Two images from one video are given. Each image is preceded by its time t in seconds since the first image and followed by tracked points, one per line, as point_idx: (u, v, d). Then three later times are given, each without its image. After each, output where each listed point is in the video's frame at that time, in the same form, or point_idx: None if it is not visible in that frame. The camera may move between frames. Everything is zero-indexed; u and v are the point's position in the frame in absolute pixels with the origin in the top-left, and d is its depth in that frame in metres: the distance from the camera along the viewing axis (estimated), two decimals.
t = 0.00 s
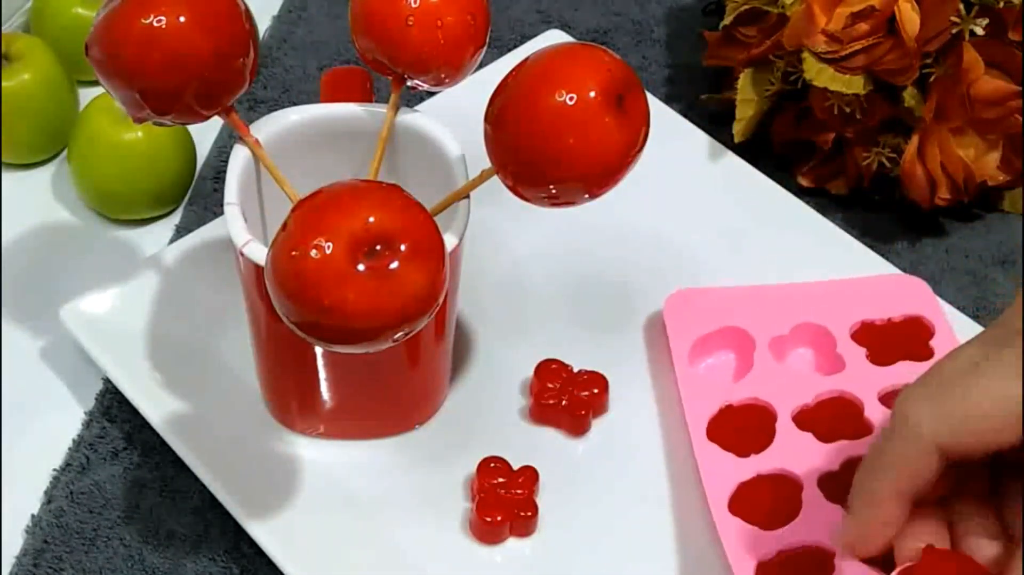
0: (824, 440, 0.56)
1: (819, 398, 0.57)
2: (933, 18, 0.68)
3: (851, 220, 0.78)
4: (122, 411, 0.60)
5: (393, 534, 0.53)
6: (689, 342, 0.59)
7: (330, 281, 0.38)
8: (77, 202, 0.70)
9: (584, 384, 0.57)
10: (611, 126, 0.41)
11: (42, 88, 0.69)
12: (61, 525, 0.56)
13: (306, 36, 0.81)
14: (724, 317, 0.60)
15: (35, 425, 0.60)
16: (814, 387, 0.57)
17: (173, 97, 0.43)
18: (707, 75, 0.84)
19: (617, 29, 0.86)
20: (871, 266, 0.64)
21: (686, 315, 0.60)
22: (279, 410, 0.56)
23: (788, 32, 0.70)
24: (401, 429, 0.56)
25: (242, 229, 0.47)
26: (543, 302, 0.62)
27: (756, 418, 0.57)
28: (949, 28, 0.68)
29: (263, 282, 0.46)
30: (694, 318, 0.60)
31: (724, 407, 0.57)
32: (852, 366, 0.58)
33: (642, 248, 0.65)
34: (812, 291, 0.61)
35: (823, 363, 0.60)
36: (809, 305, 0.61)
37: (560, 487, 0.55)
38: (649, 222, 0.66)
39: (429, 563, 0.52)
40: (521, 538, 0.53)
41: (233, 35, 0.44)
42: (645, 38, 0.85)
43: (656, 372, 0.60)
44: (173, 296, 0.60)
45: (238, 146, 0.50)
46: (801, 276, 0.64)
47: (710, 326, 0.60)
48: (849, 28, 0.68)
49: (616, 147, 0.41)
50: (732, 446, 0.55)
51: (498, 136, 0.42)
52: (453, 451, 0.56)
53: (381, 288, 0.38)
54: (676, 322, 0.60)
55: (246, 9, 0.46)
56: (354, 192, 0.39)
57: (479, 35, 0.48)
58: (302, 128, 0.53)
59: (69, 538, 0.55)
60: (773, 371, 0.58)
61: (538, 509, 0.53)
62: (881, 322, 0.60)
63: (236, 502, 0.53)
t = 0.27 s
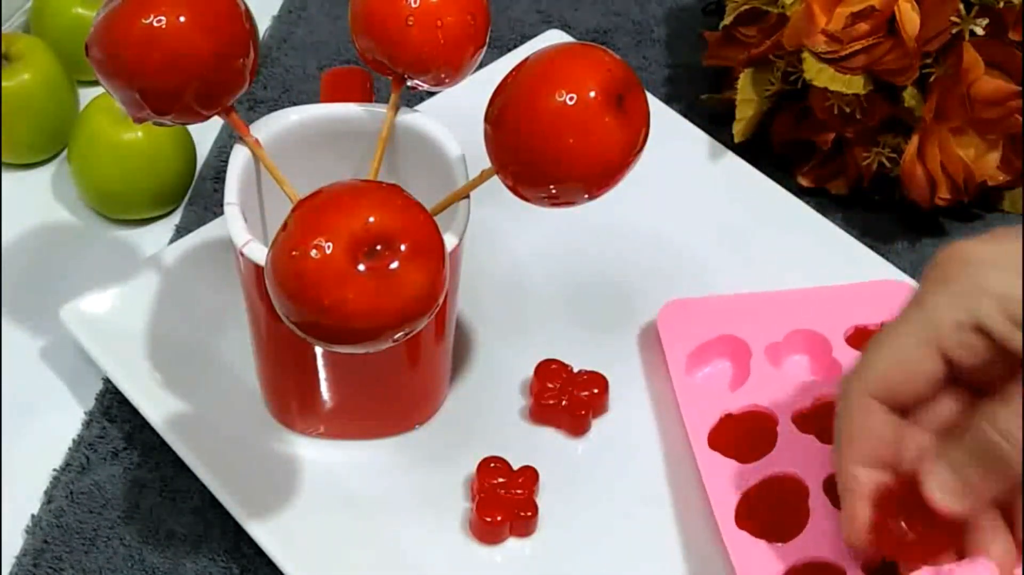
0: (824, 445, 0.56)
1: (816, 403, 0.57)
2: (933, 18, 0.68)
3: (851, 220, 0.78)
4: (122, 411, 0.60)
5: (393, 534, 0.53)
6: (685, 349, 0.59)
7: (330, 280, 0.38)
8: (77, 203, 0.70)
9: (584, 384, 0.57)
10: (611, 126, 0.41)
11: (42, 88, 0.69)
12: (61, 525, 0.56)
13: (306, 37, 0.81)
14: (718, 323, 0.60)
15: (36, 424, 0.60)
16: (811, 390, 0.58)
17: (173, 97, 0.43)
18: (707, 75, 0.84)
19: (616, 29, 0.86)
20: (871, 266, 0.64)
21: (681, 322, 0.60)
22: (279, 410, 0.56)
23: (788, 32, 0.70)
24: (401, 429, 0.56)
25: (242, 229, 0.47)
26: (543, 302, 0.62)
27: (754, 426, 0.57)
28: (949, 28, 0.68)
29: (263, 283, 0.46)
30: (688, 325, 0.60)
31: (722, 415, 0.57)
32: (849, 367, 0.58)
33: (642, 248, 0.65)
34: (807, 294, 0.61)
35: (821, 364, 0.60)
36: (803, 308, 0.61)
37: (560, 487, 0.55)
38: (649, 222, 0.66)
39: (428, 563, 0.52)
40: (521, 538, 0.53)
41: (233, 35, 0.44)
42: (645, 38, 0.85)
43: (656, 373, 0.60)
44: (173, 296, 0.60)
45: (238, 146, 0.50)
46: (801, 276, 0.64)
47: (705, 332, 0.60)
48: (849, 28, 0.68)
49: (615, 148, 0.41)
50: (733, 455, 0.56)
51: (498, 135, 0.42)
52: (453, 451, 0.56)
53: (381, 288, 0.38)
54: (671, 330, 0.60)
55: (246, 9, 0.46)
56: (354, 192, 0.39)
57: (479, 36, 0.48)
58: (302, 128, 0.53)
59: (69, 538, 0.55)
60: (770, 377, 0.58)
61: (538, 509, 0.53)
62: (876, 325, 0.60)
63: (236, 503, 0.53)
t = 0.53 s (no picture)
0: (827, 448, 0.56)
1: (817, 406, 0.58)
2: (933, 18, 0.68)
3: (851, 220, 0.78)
4: (122, 411, 0.60)
5: (393, 533, 0.53)
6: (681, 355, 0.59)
7: (330, 280, 0.38)
8: (77, 203, 0.70)
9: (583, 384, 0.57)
10: (610, 126, 0.41)
11: (42, 88, 0.69)
12: (61, 525, 0.56)
13: (306, 36, 0.81)
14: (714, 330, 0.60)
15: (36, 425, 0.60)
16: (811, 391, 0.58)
17: (173, 98, 0.43)
18: (707, 75, 0.84)
19: (617, 29, 0.86)
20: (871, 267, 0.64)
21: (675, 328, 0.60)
22: (279, 410, 0.56)
23: (788, 32, 0.70)
24: (401, 429, 0.56)
25: (242, 229, 0.47)
26: (543, 302, 0.62)
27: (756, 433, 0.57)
28: (949, 28, 0.68)
29: (263, 283, 0.46)
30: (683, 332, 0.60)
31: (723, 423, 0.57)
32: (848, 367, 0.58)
33: (642, 248, 0.65)
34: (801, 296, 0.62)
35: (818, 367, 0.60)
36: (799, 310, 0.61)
37: (560, 487, 0.55)
38: (649, 222, 0.66)
39: (428, 564, 0.52)
40: (521, 538, 0.53)
41: (233, 35, 0.44)
42: (645, 38, 0.85)
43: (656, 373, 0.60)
44: (172, 296, 0.60)
45: (238, 146, 0.50)
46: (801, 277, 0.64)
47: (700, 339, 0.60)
48: (849, 28, 0.68)
49: (615, 148, 0.41)
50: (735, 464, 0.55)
51: (498, 136, 0.42)
52: (453, 451, 0.56)
53: (381, 288, 0.38)
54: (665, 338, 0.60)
55: (246, 9, 0.46)
56: (355, 192, 0.39)
57: (480, 35, 0.48)
58: (302, 128, 0.53)
59: (69, 538, 0.55)
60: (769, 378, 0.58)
61: (539, 509, 0.53)
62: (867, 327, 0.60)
63: (235, 503, 0.53)
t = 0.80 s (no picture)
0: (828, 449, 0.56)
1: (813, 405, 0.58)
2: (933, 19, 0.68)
3: (851, 220, 0.78)
4: (122, 411, 0.60)
5: (394, 532, 0.53)
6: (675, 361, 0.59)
7: (330, 280, 0.38)
8: (78, 203, 0.70)
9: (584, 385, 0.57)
10: (611, 126, 0.41)
11: (42, 88, 0.69)
12: (61, 525, 0.56)
13: (306, 36, 0.81)
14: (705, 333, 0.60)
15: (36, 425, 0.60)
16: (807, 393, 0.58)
17: (173, 98, 0.43)
18: (707, 75, 0.84)
19: (617, 29, 0.86)
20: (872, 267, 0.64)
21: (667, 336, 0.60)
22: (279, 410, 0.56)
23: (788, 32, 0.70)
24: (400, 429, 0.56)
25: (242, 229, 0.47)
26: (543, 302, 0.62)
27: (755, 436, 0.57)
28: (949, 28, 0.68)
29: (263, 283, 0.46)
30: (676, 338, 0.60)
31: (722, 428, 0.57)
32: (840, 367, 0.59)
33: (642, 248, 0.65)
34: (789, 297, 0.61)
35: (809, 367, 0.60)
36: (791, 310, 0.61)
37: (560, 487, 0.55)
38: (650, 222, 0.66)
39: (428, 564, 0.52)
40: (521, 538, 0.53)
41: (233, 35, 0.44)
42: (645, 38, 0.85)
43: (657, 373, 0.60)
44: (172, 296, 0.60)
45: (238, 146, 0.50)
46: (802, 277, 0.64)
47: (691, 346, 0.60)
48: (849, 28, 0.68)
49: (615, 148, 0.41)
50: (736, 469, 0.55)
51: (499, 136, 0.42)
52: (453, 451, 0.56)
53: (381, 288, 0.38)
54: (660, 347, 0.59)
55: (246, 9, 0.46)
56: (355, 192, 0.39)
57: (480, 35, 0.48)
58: (302, 129, 0.53)
59: (69, 538, 0.55)
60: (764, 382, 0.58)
61: (538, 510, 0.53)
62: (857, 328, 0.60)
63: (235, 503, 0.53)
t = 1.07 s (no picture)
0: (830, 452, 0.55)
1: (811, 409, 0.57)
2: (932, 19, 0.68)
3: (851, 219, 0.78)
4: (122, 411, 0.60)
5: (394, 532, 0.53)
6: (670, 370, 0.58)
7: (330, 280, 0.38)
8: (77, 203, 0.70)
9: (584, 384, 0.57)
10: (611, 126, 0.41)
11: (42, 88, 0.69)
12: (61, 525, 0.56)
13: (306, 36, 0.81)
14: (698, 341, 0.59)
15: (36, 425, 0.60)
16: (805, 396, 0.57)
17: (173, 98, 0.43)
18: (707, 76, 0.84)
19: (617, 29, 0.86)
20: (872, 266, 0.64)
21: (660, 344, 0.59)
22: (279, 410, 0.56)
23: (788, 32, 0.70)
24: (400, 429, 0.56)
25: (242, 229, 0.47)
26: (543, 302, 0.62)
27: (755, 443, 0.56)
28: (949, 28, 0.68)
29: (263, 282, 0.46)
30: (669, 347, 0.59)
31: (725, 433, 0.56)
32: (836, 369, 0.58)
33: (643, 248, 0.65)
34: (780, 300, 0.61)
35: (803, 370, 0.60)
36: (785, 314, 0.61)
37: (560, 487, 0.55)
38: (650, 222, 0.66)
39: (428, 564, 0.52)
40: (521, 537, 0.53)
41: (233, 34, 0.44)
42: (645, 38, 0.85)
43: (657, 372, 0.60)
44: (172, 296, 0.60)
45: (238, 146, 0.50)
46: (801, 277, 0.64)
47: (686, 354, 0.59)
48: (849, 28, 0.68)
49: (615, 148, 0.41)
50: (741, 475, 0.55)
51: (498, 136, 0.42)
52: (453, 452, 0.56)
53: (381, 287, 0.38)
54: (655, 358, 0.59)
55: (246, 9, 0.46)
56: (355, 191, 0.39)
57: (479, 35, 0.48)
58: (302, 129, 0.53)
59: (69, 538, 0.55)
60: (760, 386, 0.58)
61: (538, 509, 0.53)
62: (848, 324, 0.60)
63: (235, 503, 0.53)
